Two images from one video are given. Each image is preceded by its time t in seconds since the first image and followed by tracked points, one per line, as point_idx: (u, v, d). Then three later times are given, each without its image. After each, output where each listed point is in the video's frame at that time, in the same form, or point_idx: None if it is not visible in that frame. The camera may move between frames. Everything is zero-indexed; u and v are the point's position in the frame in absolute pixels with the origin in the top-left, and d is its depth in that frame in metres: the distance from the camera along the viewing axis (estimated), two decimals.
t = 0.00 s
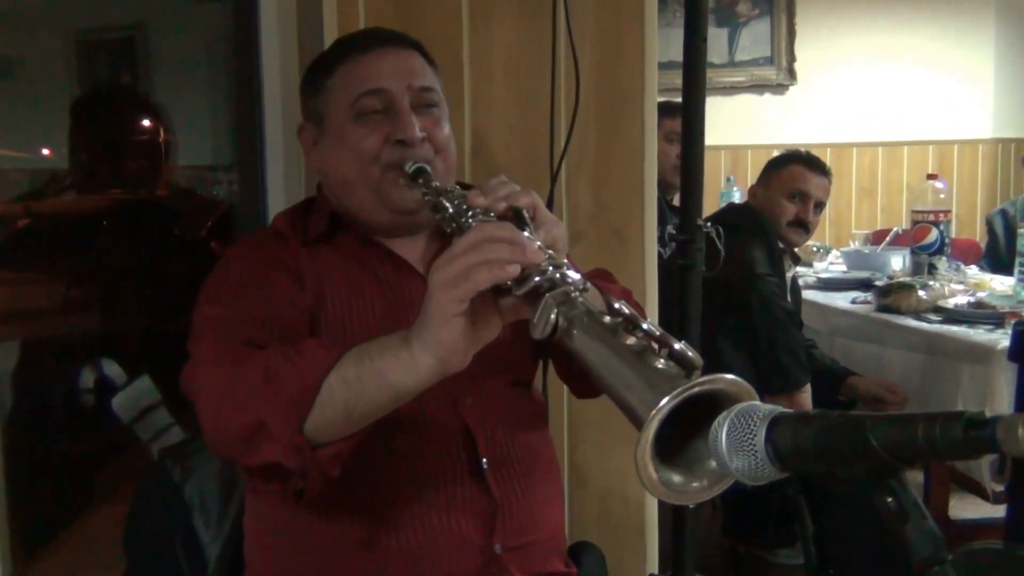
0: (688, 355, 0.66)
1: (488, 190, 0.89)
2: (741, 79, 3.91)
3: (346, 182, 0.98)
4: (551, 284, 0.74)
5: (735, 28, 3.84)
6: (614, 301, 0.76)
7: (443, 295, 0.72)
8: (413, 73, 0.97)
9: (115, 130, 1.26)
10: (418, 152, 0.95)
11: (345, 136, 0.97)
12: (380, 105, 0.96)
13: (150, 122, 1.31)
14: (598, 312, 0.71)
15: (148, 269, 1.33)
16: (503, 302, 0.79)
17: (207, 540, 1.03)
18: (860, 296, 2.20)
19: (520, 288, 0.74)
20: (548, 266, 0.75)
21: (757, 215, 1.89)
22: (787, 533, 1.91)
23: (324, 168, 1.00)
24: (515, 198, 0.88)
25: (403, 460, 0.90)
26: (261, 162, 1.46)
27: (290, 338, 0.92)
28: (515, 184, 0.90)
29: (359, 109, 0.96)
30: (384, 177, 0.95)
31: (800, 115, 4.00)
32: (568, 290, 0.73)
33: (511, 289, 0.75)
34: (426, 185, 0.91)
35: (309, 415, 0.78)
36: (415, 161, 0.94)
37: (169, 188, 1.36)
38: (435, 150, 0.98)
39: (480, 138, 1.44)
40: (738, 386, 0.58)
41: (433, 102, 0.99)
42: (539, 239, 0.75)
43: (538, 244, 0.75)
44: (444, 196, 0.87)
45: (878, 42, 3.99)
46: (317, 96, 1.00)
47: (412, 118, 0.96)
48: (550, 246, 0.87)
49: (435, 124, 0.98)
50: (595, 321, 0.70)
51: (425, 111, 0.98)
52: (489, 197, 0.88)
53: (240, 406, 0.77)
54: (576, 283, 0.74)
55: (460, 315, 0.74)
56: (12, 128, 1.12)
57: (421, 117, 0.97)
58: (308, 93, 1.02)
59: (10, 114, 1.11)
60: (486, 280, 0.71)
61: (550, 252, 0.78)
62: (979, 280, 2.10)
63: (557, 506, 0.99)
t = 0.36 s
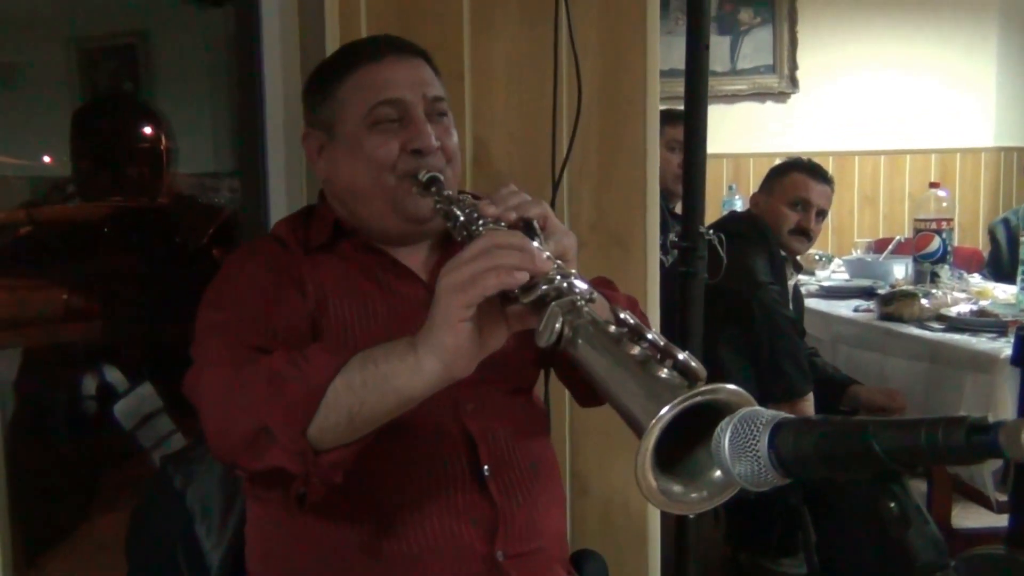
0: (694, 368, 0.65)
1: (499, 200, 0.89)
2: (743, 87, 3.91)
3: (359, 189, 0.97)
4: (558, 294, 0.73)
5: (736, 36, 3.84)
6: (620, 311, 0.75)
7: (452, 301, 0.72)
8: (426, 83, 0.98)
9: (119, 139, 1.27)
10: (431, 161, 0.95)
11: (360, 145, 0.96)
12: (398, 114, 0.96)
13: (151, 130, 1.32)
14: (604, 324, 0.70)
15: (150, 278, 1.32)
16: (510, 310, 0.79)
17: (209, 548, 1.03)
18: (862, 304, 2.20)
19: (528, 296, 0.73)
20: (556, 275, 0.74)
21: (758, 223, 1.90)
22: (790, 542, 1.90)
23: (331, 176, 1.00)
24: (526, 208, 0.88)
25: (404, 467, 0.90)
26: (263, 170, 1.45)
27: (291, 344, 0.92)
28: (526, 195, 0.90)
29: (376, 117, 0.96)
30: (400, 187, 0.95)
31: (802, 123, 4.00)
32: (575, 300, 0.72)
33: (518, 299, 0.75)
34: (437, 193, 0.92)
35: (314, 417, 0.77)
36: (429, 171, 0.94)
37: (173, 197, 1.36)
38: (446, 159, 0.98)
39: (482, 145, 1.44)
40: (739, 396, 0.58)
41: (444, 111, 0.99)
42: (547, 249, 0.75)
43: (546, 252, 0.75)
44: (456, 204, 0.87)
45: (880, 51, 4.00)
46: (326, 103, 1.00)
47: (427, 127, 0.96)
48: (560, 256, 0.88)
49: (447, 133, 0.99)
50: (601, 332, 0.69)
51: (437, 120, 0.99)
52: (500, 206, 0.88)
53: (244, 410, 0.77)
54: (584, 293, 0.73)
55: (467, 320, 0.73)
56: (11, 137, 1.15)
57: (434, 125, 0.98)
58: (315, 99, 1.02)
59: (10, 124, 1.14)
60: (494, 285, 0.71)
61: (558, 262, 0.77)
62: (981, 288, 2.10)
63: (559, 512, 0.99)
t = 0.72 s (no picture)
0: (696, 396, 0.67)
1: (509, 217, 0.89)
2: (745, 95, 3.92)
3: (369, 199, 0.98)
4: (566, 315, 0.75)
5: (739, 43, 3.87)
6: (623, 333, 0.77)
7: (460, 313, 0.72)
8: (443, 98, 0.98)
9: (120, 145, 1.27)
10: (447, 175, 0.96)
11: (377, 154, 0.96)
12: (414, 125, 0.96)
13: (153, 137, 1.33)
14: (607, 347, 0.72)
15: (152, 284, 1.33)
16: (516, 328, 0.79)
17: (212, 555, 1.03)
18: (865, 312, 2.20)
19: (534, 313, 0.74)
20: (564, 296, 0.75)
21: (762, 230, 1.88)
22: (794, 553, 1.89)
23: (340, 183, 1.01)
24: (537, 226, 0.88)
25: (405, 474, 0.90)
26: (264, 177, 1.47)
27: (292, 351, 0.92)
28: (538, 214, 0.90)
29: (393, 128, 0.96)
30: (411, 199, 0.96)
31: (804, 132, 4.01)
32: (581, 320, 0.74)
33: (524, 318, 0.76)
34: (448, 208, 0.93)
35: (317, 427, 0.77)
36: (443, 184, 0.95)
37: (173, 202, 1.36)
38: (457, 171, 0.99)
39: (483, 153, 1.45)
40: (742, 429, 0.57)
41: (457, 125, 1.00)
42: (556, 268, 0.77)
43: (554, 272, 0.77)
44: (468, 219, 0.87)
45: (882, 58, 4.01)
46: (340, 109, 1.00)
47: (443, 141, 0.96)
48: (568, 276, 0.88)
49: (459, 146, 0.99)
50: (604, 356, 0.71)
51: (451, 133, 0.99)
52: (512, 224, 0.88)
53: (246, 417, 0.77)
54: (589, 315, 0.74)
55: (472, 331, 0.73)
56: (16, 145, 1.13)
57: (448, 139, 0.98)
58: (328, 105, 1.01)
59: (11, 129, 1.12)
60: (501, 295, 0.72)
61: (566, 282, 0.79)
62: (984, 296, 2.09)
63: (562, 521, 0.99)
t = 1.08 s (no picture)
0: (694, 374, 0.66)
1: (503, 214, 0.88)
2: (750, 103, 3.92)
3: (365, 197, 0.98)
4: (562, 300, 0.74)
5: (744, 51, 3.85)
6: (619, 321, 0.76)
7: (457, 304, 0.72)
8: (443, 103, 0.99)
9: (129, 155, 1.29)
10: (439, 177, 0.96)
11: (372, 154, 0.97)
12: (410, 128, 0.97)
13: (161, 147, 1.34)
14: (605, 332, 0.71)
15: (159, 293, 1.34)
16: (512, 319, 0.78)
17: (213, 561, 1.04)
18: (869, 319, 2.19)
19: (531, 303, 0.74)
20: (559, 285, 0.75)
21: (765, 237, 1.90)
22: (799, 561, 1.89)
23: (338, 183, 1.02)
24: (530, 221, 0.87)
25: (405, 478, 0.90)
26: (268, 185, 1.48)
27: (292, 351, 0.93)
28: (529, 208, 0.89)
29: (388, 129, 0.97)
30: (404, 199, 0.96)
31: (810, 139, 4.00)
32: (576, 306, 0.73)
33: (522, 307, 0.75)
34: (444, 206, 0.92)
35: (311, 424, 0.77)
36: (434, 186, 0.95)
37: (180, 214, 1.37)
38: (454, 176, 0.99)
39: (486, 158, 1.46)
40: (742, 403, 0.58)
41: (457, 132, 1.00)
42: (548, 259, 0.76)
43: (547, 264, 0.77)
44: (461, 217, 0.88)
45: (888, 65, 4.01)
46: (344, 111, 1.01)
47: (437, 145, 0.97)
48: (565, 270, 0.86)
49: (457, 152, 0.99)
50: (602, 340, 0.70)
51: (449, 139, 1.00)
52: (505, 220, 0.87)
53: (243, 417, 0.77)
54: (585, 301, 0.74)
55: (469, 318, 0.73)
56: (24, 155, 1.15)
57: (446, 144, 0.99)
58: (333, 105, 1.03)
59: (24, 142, 1.15)
60: (486, 270, 0.72)
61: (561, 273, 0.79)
62: (989, 302, 2.09)
63: (562, 530, 0.99)
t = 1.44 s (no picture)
0: (687, 385, 0.66)
1: (503, 221, 0.89)
2: (760, 108, 3.91)
3: (369, 207, 0.99)
4: (557, 309, 0.74)
5: (753, 57, 3.85)
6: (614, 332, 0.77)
7: (458, 312, 0.72)
8: (446, 111, 0.99)
9: (140, 161, 1.29)
10: (442, 185, 0.96)
11: (374, 162, 0.97)
12: (412, 136, 0.97)
13: (174, 152, 1.36)
14: (599, 339, 0.71)
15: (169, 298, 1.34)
16: (509, 330, 0.78)
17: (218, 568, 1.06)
18: (878, 323, 2.18)
19: (527, 309, 0.74)
20: (556, 293, 0.75)
21: (774, 241, 1.87)
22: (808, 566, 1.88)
23: (343, 192, 1.03)
24: (531, 229, 0.89)
25: (406, 486, 0.91)
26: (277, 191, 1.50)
27: (295, 359, 0.93)
28: (528, 217, 0.91)
29: (391, 137, 0.97)
30: (408, 208, 0.97)
31: (819, 143, 3.99)
32: (569, 313, 0.73)
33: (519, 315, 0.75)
34: (445, 215, 0.94)
35: (312, 433, 0.78)
36: (438, 194, 0.96)
37: (193, 219, 1.39)
38: (457, 184, 1.00)
39: (493, 166, 1.47)
40: (731, 412, 0.57)
41: (460, 139, 1.01)
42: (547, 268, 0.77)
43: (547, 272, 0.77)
44: (462, 225, 0.88)
45: (898, 70, 4.00)
46: (350, 120, 1.01)
47: (440, 152, 0.97)
48: (563, 278, 0.88)
49: (460, 159, 1.00)
50: (596, 346, 0.70)
51: (452, 146, 1.00)
52: (504, 224, 0.89)
53: (241, 427, 0.77)
54: (582, 309, 0.74)
55: (466, 333, 0.74)
56: (38, 161, 1.15)
57: (449, 152, 0.99)
58: (339, 112, 1.03)
59: (35, 146, 1.15)
60: (501, 305, 0.71)
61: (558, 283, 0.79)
62: (997, 306, 2.07)
63: (565, 536, 1.00)
